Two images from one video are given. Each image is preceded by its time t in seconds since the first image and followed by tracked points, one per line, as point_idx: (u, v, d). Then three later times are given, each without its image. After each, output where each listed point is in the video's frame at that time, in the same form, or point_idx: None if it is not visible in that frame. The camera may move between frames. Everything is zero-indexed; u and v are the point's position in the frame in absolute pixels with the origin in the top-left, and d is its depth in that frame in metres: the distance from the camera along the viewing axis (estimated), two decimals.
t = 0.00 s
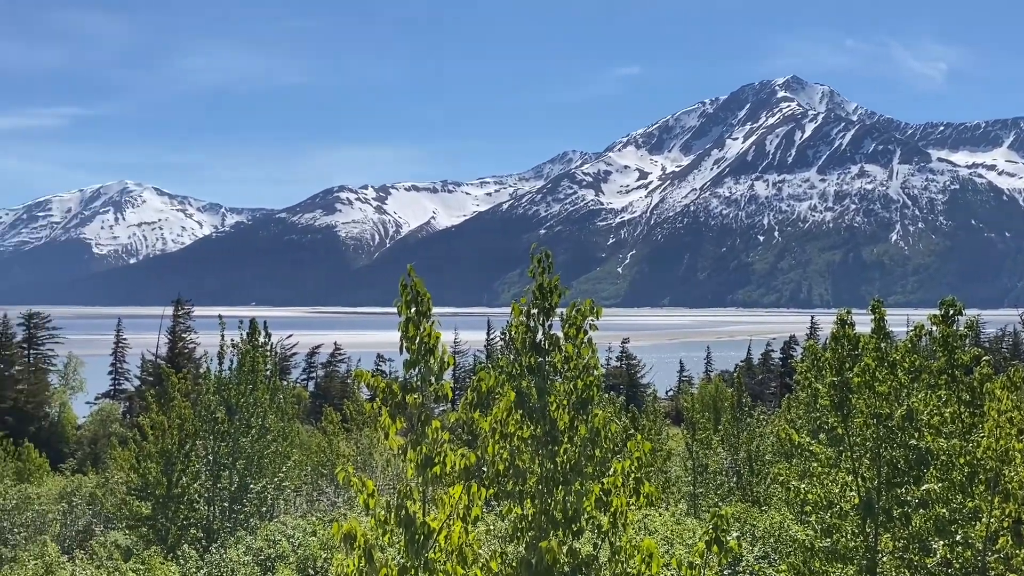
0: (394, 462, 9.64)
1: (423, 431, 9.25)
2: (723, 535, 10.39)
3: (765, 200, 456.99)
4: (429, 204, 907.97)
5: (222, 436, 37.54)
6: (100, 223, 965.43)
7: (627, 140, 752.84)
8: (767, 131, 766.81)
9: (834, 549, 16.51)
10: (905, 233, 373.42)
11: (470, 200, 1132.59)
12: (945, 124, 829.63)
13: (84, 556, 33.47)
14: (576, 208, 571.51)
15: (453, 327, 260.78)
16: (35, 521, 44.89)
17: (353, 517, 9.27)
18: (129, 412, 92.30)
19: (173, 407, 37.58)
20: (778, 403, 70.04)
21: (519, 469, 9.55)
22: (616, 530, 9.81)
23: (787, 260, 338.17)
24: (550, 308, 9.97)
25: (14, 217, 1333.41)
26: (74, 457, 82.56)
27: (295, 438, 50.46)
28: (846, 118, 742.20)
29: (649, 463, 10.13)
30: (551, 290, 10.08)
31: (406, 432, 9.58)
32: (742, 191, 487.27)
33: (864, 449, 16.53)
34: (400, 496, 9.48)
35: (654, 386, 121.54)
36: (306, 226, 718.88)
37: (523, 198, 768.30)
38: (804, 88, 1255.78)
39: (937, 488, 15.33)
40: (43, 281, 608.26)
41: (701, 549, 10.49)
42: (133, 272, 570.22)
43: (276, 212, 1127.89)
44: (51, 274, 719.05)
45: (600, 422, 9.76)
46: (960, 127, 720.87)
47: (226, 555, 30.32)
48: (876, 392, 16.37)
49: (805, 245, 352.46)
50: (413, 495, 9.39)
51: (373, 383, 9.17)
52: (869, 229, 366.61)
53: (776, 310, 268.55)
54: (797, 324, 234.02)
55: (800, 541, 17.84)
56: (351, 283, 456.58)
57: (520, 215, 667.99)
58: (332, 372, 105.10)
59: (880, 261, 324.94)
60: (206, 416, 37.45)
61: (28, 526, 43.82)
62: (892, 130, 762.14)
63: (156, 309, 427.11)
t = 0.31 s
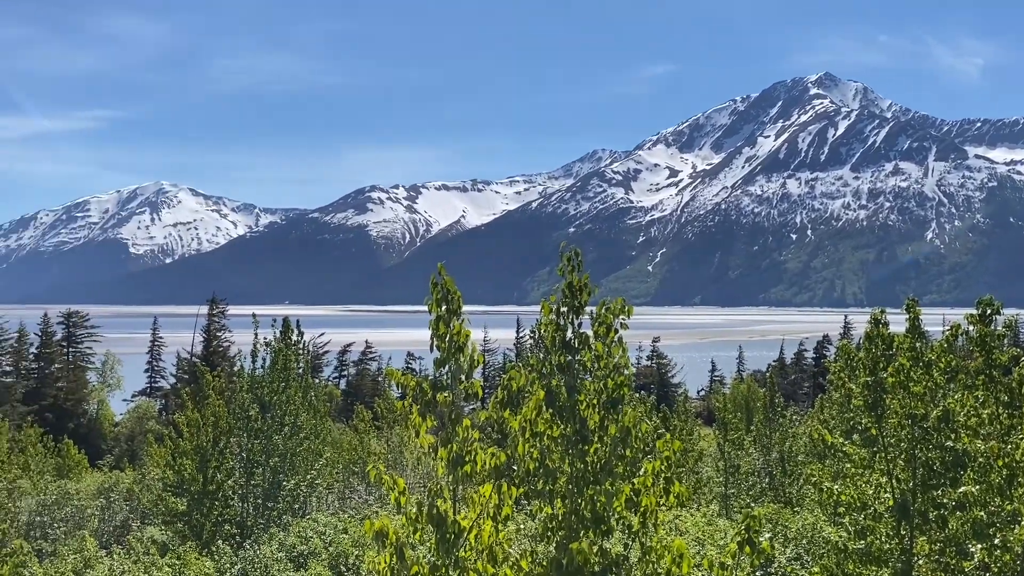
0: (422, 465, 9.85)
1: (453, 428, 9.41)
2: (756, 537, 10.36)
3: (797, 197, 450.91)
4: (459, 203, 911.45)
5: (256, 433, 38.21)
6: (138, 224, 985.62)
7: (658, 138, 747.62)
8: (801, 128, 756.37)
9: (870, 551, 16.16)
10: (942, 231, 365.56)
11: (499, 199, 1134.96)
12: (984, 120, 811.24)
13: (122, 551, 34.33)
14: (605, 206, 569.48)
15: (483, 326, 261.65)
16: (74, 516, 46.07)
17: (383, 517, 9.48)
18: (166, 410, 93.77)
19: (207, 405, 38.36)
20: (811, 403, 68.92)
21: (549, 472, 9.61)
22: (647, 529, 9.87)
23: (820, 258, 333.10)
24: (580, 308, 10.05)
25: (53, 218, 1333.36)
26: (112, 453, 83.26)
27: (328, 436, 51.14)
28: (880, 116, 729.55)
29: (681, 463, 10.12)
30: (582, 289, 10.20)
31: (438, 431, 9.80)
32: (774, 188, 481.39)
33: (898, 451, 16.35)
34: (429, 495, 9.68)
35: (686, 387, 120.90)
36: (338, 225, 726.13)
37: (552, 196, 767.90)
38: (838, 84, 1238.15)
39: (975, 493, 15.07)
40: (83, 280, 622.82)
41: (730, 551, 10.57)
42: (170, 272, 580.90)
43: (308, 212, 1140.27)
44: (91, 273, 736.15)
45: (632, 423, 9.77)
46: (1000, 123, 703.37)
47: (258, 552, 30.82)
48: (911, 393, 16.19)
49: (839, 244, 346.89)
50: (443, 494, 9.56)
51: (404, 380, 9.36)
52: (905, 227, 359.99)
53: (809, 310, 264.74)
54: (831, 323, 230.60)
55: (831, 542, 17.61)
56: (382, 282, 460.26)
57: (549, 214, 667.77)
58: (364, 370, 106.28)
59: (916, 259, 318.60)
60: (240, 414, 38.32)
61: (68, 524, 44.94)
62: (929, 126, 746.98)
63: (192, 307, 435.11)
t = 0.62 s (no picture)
0: (454, 463, 9.80)
1: (484, 426, 9.26)
2: (793, 541, 10.10)
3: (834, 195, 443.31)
4: (491, 203, 913.06)
5: (289, 431, 38.69)
6: (177, 225, 1004.22)
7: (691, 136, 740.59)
8: (838, 125, 743.45)
9: (915, 557, 15.62)
10: (983, 229, 356.53)
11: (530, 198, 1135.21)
12: None
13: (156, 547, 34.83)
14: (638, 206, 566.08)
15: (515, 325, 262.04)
16: (112, 513, 47.06)
17: (417, 515, 9.40)
18: (201, 408, 95.40)
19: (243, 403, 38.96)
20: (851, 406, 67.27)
21: (580, 473, 9.37)
22: (680, 531, 9.55)
23: (857, 257, 326.77)
24: (612, 305, 9.86)
25: (91, 219, 1332.75)
26: (150, 451, 85.41)
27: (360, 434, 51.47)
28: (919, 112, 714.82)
29: (715, 465, 9.86)
30: (614, 288, 10.05)
31: (467, 430, 9.71)
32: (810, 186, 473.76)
33: (940, 453, 15.90)
34: (458, 494, 9.56)
35: (721, 388, 119.48)
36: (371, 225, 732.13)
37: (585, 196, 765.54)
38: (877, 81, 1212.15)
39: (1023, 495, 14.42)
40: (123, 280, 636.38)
41: (767, 553, 10.24)
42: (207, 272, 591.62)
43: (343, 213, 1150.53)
44: (132, 273, 752.49)
45: (666, 423, 9.50)
46: None
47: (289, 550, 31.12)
48: (956, 392, 15.71)
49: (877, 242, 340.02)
50: (471, 493, 9.42)
51: (432, 378, 9.28)
52: (945, 226, 352.06)
53: (846, 310, 260.07)
54: (868, 324, 226.14)
55: (871, 545, 17.10)
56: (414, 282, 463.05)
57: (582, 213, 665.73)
58: (396, 369, 107.07)
59: (956, 258, 311.17)
60: (273, 412, 38.90)
61: (106, 519, 45.77)
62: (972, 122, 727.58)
63: (229, 306, 442.02)
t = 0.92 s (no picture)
0: (491, 458, 10.29)
1: (520, 422, 9.85)
2: (828, 536, 10.44)
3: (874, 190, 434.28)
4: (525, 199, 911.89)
5: (327, 426, 39.86)
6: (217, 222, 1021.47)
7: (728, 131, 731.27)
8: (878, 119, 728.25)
9: (950, 557, 15.67)
10: None
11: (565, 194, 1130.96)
12: None
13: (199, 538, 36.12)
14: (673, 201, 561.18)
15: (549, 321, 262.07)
16: (154, 504, 48.91)
17: (452, 509, 10.06)
18: (240, 402, 97.80)
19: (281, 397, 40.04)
20: (890, 404, 66.03)
21: (617, 469, 9.78)
22: (714, 529, 9.96)
23: (898, 253, 320.24)
24: (645, 303, 10.24)
25: (133, 216, 1331.44)
26: (191, 444, 87.77)
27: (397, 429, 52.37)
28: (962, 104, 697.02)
29: (750, 462, 10.23)
30: (648, 286, 10.38)
31: (502, 426, 10.22)
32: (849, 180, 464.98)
33: (981, 453, 16.00)
34: (497, 488, 10.08)
35: (756, 384, 118.09)
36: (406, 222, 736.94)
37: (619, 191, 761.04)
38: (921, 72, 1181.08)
39: None
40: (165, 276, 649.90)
41: (798, 551, 10.64)
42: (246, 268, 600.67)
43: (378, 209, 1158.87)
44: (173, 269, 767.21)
45: (699, 420, 9.90)
46: None
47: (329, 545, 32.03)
48: (996, 392, 15.73)
49: (918, 238, 332.94)
50: (508, 488, 9.98)
51: (471, 375, 9.84)
52: (990, 220, 342.90)
53: (886, 306, 255.26)
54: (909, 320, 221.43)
55: (909, 546, 17.14)
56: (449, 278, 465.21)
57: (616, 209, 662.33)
58: (431, 364, 108.14)
59: (1001, 254, 303.42)
60: (313, 407, 40.06)
61: (148, 511, 47.79)
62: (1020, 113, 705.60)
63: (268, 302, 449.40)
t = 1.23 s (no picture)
0: (528, 450, 10.54)
1: (558, 416, 10.09)
2: (870, 534, 10.43)
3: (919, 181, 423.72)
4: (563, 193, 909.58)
5: (366, 419, 40.84)
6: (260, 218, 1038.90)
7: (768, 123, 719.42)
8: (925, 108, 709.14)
9: (993, 557, 15.46)
10: None
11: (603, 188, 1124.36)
12: None
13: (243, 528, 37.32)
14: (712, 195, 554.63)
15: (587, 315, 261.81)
16: (198, 494, 50.49)
17: (493, 500, 10.43)
18: (281, 394, 100.20)
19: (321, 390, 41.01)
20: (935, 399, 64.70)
21: (657, 463, 9.86)
22: (753, 524, 10.02)
23: (945, 246, 312.28)
24: (684, 298, 10.31)
25: (177, 212, 1332.21)
26: (233, 434, 90.21)
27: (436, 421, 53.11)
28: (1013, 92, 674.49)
29: (790, 458, 10.29)
30: (687, 279, 10.48)
31: (541, 421, 10.52)
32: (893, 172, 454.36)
33: None
34: (535, 481, 10.39)
35: (796, 379, 116.54)
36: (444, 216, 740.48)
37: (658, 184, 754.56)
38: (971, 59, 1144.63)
39: None
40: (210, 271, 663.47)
41: (842, 548, 10.65)
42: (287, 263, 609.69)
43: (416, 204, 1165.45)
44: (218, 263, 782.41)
45: (741, 415, 9.95)
46: None
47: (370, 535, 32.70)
48: None
49: (964, 230, 324.27)
50: (547, 481, 10.24)
51: (509, 367, 10.10)
52: None
53: (930, 300, 249.59)
54: (955, 314, 215.87)
55: (954, 545, 16.86)
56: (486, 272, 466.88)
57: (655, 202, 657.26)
58: (469, 357, 109.28)
59: None
60: (352, 400, 41.05)
61: (192, 501, 49.37)
62: None
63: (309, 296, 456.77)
